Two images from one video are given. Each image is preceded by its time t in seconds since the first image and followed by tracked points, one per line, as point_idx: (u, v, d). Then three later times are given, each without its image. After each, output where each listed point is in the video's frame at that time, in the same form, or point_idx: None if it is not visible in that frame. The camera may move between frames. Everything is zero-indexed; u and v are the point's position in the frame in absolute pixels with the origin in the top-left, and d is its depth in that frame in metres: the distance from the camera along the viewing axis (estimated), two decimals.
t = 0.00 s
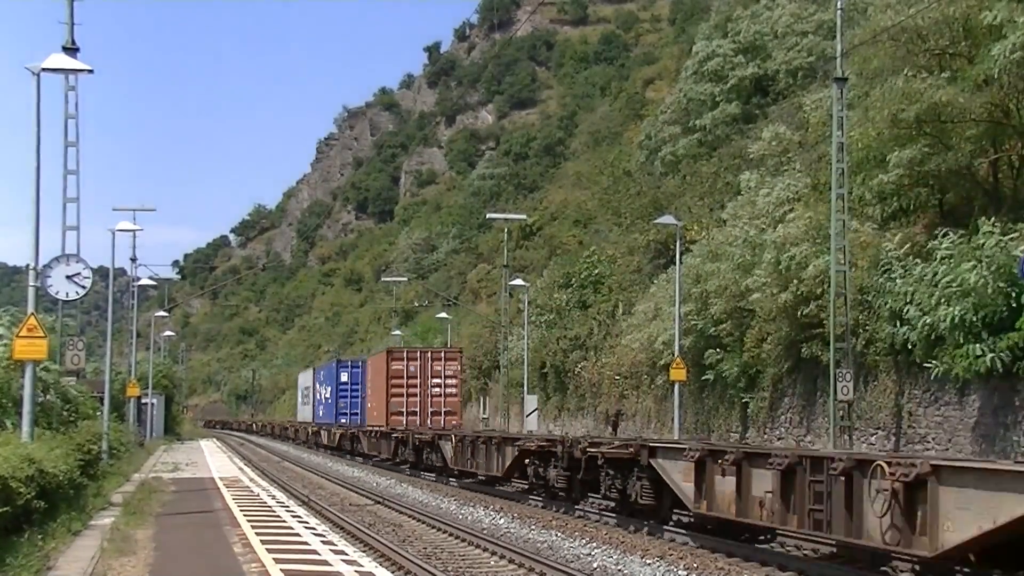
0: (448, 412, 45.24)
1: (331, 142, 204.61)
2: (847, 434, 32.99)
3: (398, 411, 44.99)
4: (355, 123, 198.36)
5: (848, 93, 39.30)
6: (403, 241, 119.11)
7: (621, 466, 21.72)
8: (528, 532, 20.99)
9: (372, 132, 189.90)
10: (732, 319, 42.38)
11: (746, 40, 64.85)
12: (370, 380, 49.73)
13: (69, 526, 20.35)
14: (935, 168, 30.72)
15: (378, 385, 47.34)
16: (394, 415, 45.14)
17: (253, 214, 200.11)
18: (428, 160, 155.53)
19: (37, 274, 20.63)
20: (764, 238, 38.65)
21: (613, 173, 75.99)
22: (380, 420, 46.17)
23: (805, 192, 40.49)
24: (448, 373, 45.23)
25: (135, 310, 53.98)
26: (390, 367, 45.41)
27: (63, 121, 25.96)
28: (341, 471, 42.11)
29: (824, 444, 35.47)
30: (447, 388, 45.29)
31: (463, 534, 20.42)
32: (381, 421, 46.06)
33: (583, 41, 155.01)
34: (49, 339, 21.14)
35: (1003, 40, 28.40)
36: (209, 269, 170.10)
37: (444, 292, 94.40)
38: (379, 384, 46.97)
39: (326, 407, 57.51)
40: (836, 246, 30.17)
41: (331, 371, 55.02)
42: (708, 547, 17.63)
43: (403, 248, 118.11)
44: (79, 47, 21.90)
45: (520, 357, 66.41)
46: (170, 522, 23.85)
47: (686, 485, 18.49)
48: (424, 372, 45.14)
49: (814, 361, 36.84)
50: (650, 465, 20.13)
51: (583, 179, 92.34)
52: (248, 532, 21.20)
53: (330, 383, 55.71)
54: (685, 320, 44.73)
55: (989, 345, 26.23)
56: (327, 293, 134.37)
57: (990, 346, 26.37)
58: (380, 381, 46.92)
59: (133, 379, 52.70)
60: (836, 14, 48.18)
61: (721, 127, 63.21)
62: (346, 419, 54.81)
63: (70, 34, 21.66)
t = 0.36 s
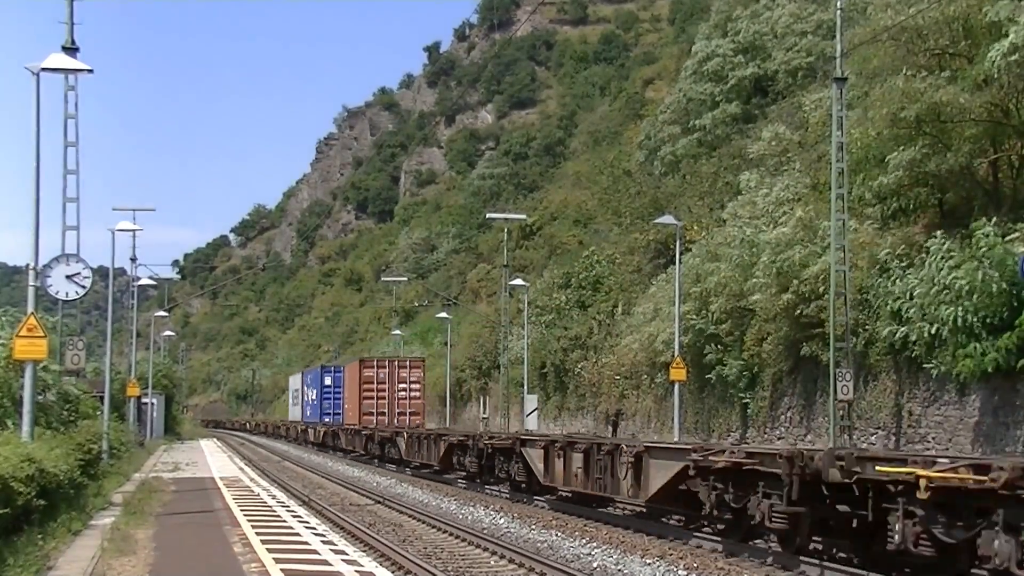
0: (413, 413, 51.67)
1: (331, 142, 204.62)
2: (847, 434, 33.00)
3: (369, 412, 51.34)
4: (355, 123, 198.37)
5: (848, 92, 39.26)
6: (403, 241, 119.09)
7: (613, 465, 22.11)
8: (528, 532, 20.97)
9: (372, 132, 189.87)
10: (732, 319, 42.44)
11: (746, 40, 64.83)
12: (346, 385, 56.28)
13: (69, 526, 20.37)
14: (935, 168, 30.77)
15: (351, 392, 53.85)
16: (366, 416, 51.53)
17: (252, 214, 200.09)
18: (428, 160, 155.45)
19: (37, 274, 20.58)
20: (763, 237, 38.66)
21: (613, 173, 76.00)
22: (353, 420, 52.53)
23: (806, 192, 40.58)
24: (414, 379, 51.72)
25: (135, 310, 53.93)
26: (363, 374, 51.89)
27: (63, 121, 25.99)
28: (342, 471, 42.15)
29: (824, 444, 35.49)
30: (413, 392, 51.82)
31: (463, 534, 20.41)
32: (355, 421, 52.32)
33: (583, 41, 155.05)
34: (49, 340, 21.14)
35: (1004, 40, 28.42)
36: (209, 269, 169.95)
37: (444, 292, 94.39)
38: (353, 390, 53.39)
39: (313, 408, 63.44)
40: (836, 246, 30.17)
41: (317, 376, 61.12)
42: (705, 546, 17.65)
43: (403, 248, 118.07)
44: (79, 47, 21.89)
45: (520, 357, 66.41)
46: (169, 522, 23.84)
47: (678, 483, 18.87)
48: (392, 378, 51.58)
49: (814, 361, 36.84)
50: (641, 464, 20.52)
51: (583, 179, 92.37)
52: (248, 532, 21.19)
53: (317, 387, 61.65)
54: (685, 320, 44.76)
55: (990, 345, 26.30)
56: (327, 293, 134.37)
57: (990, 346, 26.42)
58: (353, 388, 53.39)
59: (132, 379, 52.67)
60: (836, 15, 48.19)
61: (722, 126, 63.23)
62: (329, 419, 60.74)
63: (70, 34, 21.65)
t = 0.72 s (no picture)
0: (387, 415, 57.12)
1: (331, 141, 204.60)
2: (847, 434, 32.98)
3: (346, 413, 57.02)
4: (355, 123, 198.36)
5: (848, 92, 39.21)
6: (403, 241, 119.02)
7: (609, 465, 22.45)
8: (527, 532, 20.93)
9: (372, 132, 189.83)
10: (732, 319, 42.46)
11: (747, 40, 64.81)
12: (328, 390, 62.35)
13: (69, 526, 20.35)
14: (935, 167, 30.76)
15: (331, 395, 59.76)
16: (344, 416, 57.17)
17: (253, 214, 200.11)
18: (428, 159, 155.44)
19: (37, 274, 20.53)
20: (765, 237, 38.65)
21: (613, 173, 76.02)
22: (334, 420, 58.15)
23: (807, 192, 40.71)
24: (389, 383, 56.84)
25: (135, 310, 53.81)
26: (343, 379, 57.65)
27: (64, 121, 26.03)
28: (342, 471, 42.16)
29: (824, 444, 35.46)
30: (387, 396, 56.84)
31: (462, 534, 20.38)
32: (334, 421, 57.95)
33: (583, 41, 155.16)
34: (49, 339, 21.10)
35: (1005, 40, 28.37)
36: (209, 269, 169.86)
37: (444, 292, 94.41)
38: (333, 394, 59.25)
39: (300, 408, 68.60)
40: (836, 246, 30.11)
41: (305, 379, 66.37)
42: (705, 547, 17.69)
43: (403, 248, 118.05)
44: (79, 47, 21.84)
45: (520, 356, 66.39)
46: (168, 522, 23.81)
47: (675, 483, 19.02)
48: (368, 383, 56.72)
49: (814, 360, 36.79)
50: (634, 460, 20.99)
51: (583, 179, 92.36)
52: (248, 532, 21.17)
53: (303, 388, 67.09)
54: (685, 320, 44.78)
55: (990, 344, 26.29)
56: (327, 293, 134.30)
57: (989, 344, 26.42)
58: (333, 392, 59.28)
59: (132, 379, 52.63)
60: (836, 15, 48.21)
61: (722, 126, 63.23)
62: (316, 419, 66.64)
63: (70, 34, 21.61)
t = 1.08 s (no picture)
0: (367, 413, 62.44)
1: (331, 142, 204.61)
2: (847, 434, 33.03)
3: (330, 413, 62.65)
4: (355, 123, 198.34)
5: (848, 92, 39.22)
6: (403, 241, 119.02)
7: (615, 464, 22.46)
8: (528, 532, 20.97)
9: (372, 132, 189.85)
10: (732, 319, 42.51)
11: (746, 40, 64.83)
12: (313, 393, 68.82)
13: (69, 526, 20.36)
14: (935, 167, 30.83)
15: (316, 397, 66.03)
16: (329, 416, 62.79)
17: (253, 214, 200.17)
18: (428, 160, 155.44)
19: (37, 274, 20.53)
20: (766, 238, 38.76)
21: (613, 173, 76.05)
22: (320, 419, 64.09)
23: (807, 192, 40.84)
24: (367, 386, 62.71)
25: (135, 311, 53.79)
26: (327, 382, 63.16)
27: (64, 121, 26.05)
28: (342, 471, 42.20)
29: (824, 444, 35.48)
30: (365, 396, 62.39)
31: (463, 534, 20.42)
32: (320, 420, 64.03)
33: (583, 41, 155.19)
34: (48, 339, 21.10)
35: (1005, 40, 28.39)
36: (210, 269, 169.80)
37: (444, 292, 94.45)
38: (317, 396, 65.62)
39: (291, 408, 74.59)
40: (836, 246, 30.14)
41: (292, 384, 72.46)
42: (710, 547, 17.68)
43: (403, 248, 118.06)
44: (79, 47, 21.85)
45: (520, 356, 66.42)
46: (169, 522, 23.83)
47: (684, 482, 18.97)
48: (349, 386, 62.39)
49: (814, 360, 36.79)
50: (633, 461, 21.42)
51: (582, 179, 92.38)
52: (248, 532, 21.19)
53: (293, 390, 73.12)
54: (685, 320, 44.84)
55: (990, 342, 26.33)
56: (327, 293, 134.28)
57: (990, 343, 26.43)
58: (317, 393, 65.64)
59: (133, 379, 52.64)
60: (836, 15, 48.24)
61: (722, 126, 63.23)
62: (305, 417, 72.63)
63: (69, 34, 21.63)
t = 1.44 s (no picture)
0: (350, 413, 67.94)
1: (331, 141, 204.57)
2: (847, 434, 33.05)
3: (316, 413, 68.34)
4: (355, 123, 198.28)
5: (848, 92, 39.19)
6: (403, 241, 118.97)
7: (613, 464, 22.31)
8: (528, 532, 20.95)
9: (372, 131, 189.79)
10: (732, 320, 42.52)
11: (746, 40, 64.82)
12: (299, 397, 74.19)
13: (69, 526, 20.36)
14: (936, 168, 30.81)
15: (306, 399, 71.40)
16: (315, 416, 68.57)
17: (253, 214, 200.12)
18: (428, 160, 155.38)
19: (37, 274, 20.54)
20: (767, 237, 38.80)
21: (613, 173, 76.04)
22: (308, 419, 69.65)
23: (807, 193, 40.92)
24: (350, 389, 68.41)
25: (135, 311, 53.68)
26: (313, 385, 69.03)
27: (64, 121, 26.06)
28: (342, 472, 42.16)
29: (824, 444, 35.48)
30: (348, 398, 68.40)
31: (463, 534, 20.40)
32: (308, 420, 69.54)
33: (583, 41, 155.23)
34: (49, 339, 21.09)
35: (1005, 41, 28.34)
36: (209, 269, 169.72)
37: (444, 292, 94.43)
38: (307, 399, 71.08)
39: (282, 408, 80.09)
40: (836, 247, 30.16)
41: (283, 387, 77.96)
42: (710, 546, 17.64)
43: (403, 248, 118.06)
44: (79, 47, 21.84)
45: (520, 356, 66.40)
46: (168, 522, 23.82)
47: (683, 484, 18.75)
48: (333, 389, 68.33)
49: (814, 360, 36.77)
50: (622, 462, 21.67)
51: (582, 179, 92.34)
52: (248, 532, 21.18)
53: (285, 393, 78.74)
54: (685, 321, 44.87)
55: (990, 344, 26.37)
56: (327, 293, 134.23)
57: (990, 345, 26.43)
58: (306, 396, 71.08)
59: (132, 379, 52.58)
60: (836, 14, 48.26)
61: (722, 127, 63.19)
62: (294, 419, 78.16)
63: (69, 34, 21.61)
